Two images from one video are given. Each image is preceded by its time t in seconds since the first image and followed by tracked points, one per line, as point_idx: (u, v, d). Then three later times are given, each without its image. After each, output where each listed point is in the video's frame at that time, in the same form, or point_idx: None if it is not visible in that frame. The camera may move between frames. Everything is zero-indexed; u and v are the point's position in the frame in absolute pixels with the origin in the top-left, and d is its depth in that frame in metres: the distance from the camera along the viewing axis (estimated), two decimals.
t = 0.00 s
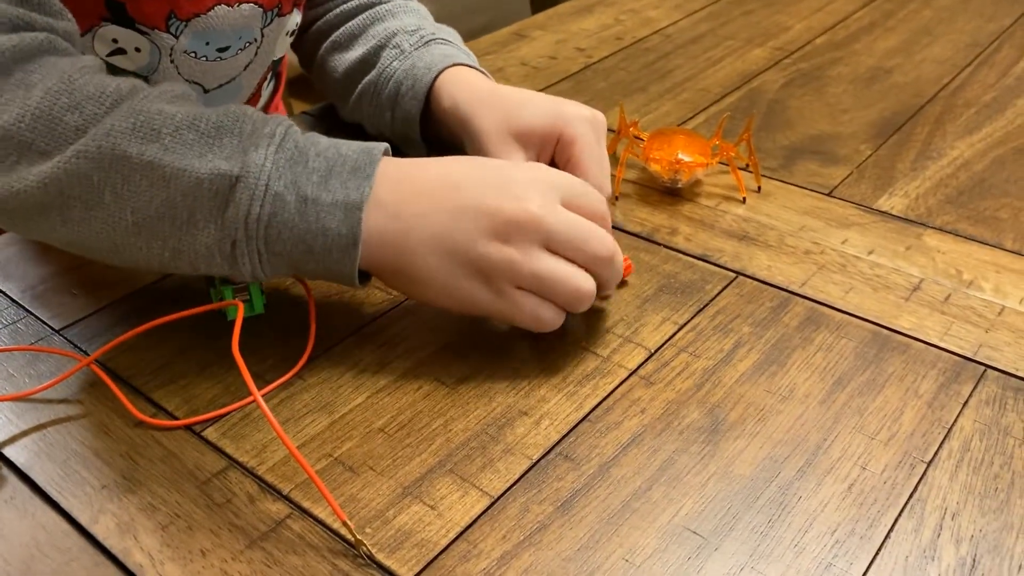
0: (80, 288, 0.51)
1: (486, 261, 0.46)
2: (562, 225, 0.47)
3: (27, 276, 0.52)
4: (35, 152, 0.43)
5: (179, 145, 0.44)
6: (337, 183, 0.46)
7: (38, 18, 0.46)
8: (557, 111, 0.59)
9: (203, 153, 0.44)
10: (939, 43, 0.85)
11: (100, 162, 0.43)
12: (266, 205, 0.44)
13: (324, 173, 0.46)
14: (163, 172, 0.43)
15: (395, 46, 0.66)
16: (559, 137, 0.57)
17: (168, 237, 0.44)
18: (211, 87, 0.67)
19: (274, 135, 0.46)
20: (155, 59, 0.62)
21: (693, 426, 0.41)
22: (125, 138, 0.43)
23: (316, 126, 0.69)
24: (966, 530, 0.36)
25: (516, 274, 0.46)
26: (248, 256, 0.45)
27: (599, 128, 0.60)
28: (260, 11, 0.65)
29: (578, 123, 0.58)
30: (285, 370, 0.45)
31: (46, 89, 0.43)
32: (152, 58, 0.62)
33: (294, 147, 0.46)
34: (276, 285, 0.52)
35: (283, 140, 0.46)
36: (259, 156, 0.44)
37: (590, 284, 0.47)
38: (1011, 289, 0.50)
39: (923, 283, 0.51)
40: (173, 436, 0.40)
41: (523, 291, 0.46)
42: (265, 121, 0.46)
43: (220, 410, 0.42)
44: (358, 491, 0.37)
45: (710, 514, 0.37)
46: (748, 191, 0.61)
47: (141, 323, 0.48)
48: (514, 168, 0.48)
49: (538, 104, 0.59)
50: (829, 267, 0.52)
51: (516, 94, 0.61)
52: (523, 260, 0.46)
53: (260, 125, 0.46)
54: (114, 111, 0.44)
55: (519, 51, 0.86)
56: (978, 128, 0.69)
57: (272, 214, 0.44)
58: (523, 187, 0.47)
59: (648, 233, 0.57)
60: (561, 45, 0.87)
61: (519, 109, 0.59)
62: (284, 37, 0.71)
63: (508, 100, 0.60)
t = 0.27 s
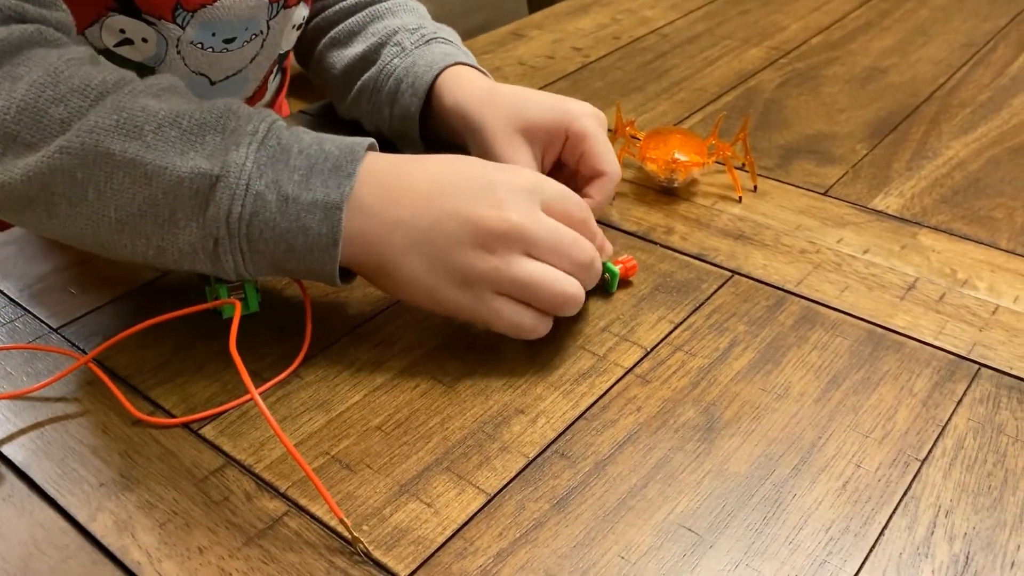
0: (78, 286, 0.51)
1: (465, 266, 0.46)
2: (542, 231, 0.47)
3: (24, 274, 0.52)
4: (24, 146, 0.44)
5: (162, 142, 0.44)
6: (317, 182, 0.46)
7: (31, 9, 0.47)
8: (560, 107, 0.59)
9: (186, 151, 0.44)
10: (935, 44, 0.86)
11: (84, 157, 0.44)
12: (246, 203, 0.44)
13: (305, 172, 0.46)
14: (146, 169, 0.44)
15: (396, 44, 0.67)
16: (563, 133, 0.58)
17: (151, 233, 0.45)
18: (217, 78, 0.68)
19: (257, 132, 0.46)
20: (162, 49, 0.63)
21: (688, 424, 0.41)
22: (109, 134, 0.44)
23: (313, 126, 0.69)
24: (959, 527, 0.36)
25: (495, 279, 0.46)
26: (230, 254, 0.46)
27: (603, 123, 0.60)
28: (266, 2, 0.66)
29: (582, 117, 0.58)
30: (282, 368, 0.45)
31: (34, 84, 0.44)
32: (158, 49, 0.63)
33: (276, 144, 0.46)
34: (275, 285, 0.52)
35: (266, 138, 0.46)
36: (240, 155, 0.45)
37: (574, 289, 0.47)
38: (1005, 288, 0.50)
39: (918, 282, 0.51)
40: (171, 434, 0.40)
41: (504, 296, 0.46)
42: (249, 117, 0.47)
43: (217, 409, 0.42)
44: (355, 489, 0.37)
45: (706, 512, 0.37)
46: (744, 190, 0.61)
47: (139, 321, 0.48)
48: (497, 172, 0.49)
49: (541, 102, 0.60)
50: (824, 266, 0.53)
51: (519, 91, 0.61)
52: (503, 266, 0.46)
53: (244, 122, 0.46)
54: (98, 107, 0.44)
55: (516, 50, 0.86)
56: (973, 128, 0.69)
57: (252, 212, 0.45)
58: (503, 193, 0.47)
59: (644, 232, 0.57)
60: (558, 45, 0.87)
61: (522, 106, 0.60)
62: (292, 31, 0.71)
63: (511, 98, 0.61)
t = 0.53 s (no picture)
0: (72, 284, 0.51)
1: (438, 259, 0.46)
2: (520, 226, 0.46)
3: (19, 272, 0.52)
4: (17, 129, 0.44)
5: (147, 126, 0.44)
6: (299, 167, 0.46)
7: None
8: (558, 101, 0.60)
9: (170, 135, 0.44)
10: (931, 43, 0.86)
11: (72, 141, 0.44)
12: (228, 188, 0.44)
13: (288, 156, 0.45)
14: (131, 153, 0.44)
15: (399, 37, 0.66)
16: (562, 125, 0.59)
17: (138, 215, 0.45)
18: (223, 70, 0.66)
19: (241, 116, 0.45)
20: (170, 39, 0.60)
21: (683, 422, 0.41)
22: (95, 118, 0.44)
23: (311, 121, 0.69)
24: (953, 526, 0.36)
25: (466, 273, 0.46)
26: (214, 237, 0.45)
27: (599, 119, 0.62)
28: None
29: (578, 111, 0.60)
30: (277, 366, 0.45)
31: (25, 68, 0.44)
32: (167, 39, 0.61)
33: (260, 128, 0.46)
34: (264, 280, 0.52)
35: (251, 121, 0.46)
36: (223, 139, 0.44)
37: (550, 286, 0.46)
38: (999, 287, 0.51)
39: (913, 281, 0.51)
40: (165, 432, 0.40)
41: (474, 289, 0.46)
42: (235, 100, 0.46)
43: (211, 407, 0.42)
44: (350, 488, 0.37)
45: (701, 510, 0.37)
46: (740, 189, 0.61)
47: (134, 319, 0.48)
48: (482, 163, 0.48)
49: (539, 94, 0.60)
50: (820, 265, 0.53)
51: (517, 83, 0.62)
52: (475, 259, 0.45)
53: (229, 106, 0.46)
54: (85, 90, 0.44)
55: (512, 49, 0.86)
56: (968, 127, 0.69)
57: (234, 196, 0.44)
58: (483, 186, 0.47)
59: (640, 231, 0.57)
60: (554, 44, 0.87)
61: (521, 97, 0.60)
62: (300, 22, 0.69)
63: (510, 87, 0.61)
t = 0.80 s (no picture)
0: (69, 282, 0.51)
1: (376, 176, 0.46)
2: (456, 158, 0.46)
3: (16, 270, 0.52)
4: (29, 93, 0.48)
5: (137, 76, 0.46)
6: (278, 96, 0.46)
7: None
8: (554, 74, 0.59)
9: (160, 80, 0.46)
10: (927, 43, 0.86)
11: (75, 98, 0.46)
12: (217, 121, 0.46)
13: (268, 87, 0.46)
14: (128, 102, 0.46)
15: (414, 11, 0.67)
16: (553, 98, 0.58)
17: (148, 162, 0.48)
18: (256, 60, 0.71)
19: (223, 53, 0.47)
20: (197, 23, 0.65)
21: (681, 420, 0.41)
22: (91, 74, 0.46)
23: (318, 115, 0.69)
24: (950, 523, 0.36)
25: (394, 192, 0.46)
26: (215, 169, 0.47)
27: (597, 96, 0.60)
28: None
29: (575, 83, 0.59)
30: (274, 363, 0.45)
31: (25, 36, 0.47)
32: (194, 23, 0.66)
33: (241, 63, 0.47)
34: (262, 277, 0.52)
35: (232, 57, 0.47)
36: (208, 78, 0.46)
37: (469, 225, 0.46)
38: (995, 285, 0.51)
39: (909, 280, 0.51)
40: (163, 429, 0.40)
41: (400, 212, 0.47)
42: (219, 39, 0.47)
43: (209, 404, 0.42)
44: (348, 485, 0.37)
45: (699, 507, 0.37)
46: (737, 188, 0.61)
47: (132, 317, 0.48)
48: (439, 90, 0.48)
49: (539, 66, 0.60)
50: (817, 263, 0.53)
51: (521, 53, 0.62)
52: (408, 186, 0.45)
53: (212, 45, 0.47)
54: (83, 48, 0.47)
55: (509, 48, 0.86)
56: (965, 127, 0.69)
57: (223, 127, 0.46)
58: (430, 114, 0.46)
59: (637, 229, 0.57)
60: (552, 43, 0.87)
61: (520, 65, 0.59)
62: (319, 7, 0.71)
63: (512, 57, 0.61)
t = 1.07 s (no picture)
0: (66, 281, 0.51)
1: (376, 204, 0.52)
2: (443, 197, 0.51)
3: (12, 269, 0.52)
4: (117, 105, 0.61)
5: (201, 94, 0.58)
6: (317, 129, 0.55)
7: None
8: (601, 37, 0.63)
9: (219, 99, 0.58)
10: (923, 43, 0.86)
11: (154, 111, 0.60)
12: (261, 139, 0.56)
13: (310, 118, 0.56)
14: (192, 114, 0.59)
15: None
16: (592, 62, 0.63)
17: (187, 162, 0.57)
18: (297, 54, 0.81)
19: (276, 82, 0.58)
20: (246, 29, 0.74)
21: (677, 419, 0.41)
22: (167, 93, 0.59)
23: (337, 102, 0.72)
24: (944, 521, 0.36)
25: (386, 219, 0.51)
26: (254, 178, 0.58)
27: (648, 51, 0.63)
28: None
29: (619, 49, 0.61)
30: (270, 362, 0.45)
31: (117, 60, 0.59)
32: (243, 29, 0.74)
33: (289, 93, 0.57)
34: (260, 276, 0.52)
35: (283, 86, 0.57)
36: (259, 101, 0.57)
37: (440, 261, 0.50)
38: (990, 286, 0.51)
39: (905, 279, 0.52)
40: (160, 429, 0.40)
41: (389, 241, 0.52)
42: (273, 70, 0.58)
43: (206, 403, 0.42)
44: (345, 484, 0.37)
45: (695, 506, 0.37)
46: (756, 190, 0.62)
47: (130, 316, 0.48)
48: (449, 135, 0.53)
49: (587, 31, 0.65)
50: (813, 263, 0.53)
51: (580, 20, 0.67)
52: (395, 213, 0.51)
53: (266, 74, 0.58)
54: (157, 73, 0.59)
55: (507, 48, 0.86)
56: (960, 127, 0.70)
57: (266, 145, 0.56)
58: (431, 155, 0.52)
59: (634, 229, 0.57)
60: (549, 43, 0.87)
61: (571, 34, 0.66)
62: None
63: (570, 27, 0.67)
